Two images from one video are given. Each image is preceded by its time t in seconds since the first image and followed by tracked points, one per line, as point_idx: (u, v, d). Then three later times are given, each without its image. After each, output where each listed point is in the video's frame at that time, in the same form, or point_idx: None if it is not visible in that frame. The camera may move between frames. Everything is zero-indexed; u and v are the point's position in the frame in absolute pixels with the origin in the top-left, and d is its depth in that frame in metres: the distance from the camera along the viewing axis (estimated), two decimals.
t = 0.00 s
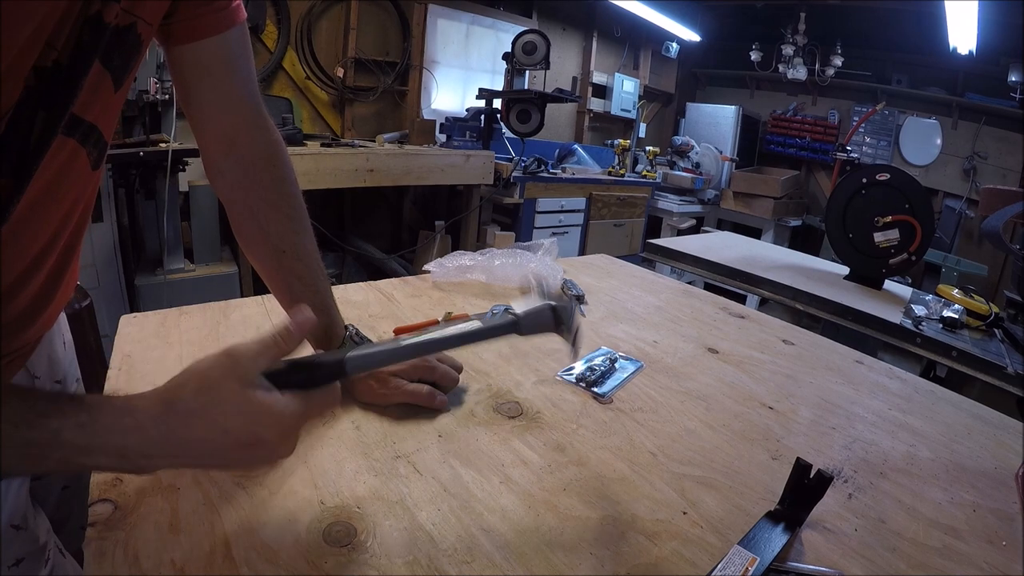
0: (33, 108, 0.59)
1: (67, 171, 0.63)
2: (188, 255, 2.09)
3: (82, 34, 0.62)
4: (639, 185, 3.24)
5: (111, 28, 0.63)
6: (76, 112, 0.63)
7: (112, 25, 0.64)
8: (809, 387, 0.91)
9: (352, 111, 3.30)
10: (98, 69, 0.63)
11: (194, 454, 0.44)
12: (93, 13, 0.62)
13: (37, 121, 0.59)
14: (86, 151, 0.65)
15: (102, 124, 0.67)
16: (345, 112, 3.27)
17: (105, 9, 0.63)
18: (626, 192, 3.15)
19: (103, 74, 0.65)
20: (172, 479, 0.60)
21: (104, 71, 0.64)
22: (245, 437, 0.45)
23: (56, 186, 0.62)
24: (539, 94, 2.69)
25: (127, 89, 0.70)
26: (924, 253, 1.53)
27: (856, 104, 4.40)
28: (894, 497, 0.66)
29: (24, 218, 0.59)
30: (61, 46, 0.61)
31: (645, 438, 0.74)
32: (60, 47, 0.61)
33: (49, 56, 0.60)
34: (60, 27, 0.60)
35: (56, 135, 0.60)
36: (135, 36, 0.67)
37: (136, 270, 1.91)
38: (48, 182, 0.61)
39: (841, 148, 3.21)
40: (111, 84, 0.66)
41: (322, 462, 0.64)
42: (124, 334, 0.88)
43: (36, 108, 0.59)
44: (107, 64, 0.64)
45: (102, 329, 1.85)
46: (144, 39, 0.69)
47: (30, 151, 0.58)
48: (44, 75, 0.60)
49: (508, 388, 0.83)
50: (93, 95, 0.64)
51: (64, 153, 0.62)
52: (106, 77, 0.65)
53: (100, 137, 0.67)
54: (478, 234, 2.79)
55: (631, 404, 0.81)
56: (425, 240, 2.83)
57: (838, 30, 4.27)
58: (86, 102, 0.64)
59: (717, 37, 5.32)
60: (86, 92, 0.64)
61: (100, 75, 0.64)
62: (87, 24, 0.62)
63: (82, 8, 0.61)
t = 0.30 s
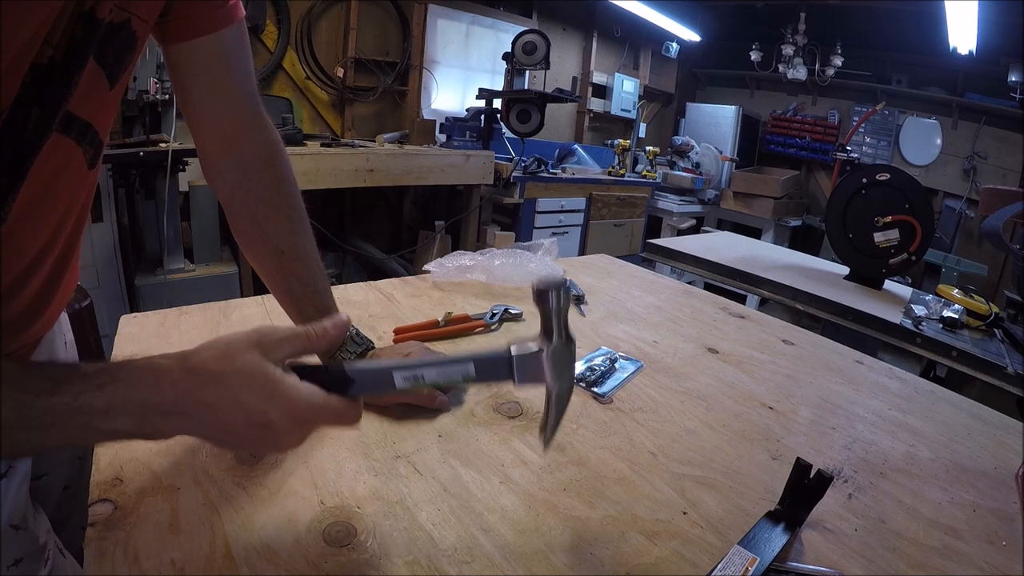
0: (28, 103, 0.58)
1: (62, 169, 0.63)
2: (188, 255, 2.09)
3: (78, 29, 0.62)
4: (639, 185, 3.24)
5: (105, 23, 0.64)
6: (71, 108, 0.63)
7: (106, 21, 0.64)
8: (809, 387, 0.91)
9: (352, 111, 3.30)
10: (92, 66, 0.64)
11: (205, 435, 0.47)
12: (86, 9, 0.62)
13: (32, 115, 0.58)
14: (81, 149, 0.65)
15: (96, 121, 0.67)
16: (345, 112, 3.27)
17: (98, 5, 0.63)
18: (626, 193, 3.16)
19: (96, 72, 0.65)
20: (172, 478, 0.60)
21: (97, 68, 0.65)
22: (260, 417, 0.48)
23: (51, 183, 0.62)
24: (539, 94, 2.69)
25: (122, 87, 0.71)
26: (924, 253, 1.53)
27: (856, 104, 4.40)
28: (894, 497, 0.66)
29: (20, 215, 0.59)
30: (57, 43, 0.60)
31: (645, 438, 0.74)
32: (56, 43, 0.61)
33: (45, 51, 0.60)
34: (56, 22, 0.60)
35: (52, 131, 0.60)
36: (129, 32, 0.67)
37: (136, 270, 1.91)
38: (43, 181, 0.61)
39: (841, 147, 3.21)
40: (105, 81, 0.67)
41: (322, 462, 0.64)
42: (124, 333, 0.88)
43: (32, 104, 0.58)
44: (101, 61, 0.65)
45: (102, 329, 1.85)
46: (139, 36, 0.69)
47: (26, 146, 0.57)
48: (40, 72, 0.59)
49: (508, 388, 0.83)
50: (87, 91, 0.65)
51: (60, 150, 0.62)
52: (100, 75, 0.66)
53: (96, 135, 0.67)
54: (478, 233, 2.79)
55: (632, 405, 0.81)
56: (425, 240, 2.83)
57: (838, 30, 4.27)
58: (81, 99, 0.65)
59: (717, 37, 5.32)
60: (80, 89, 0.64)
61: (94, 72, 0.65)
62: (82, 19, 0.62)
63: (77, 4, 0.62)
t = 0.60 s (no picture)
0: (26, 102, 0.58)
1: (64, 168, 0.63)
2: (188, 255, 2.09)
3: (77, 28, 0.62)
4: (639, 185, 3.24)
5: (104, 22, 0.64)
6: (71, 107, 0.63)
7: (105, 19, 0.65)
8: (809, 387, 0.91)
9: (352, 111, 3.30)
10: (92, 64, 0.64)
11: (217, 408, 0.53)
12: (85, 8, 0.64)
13: (33, 114, 0.58)
14: (82, 149, 0.65)
15: (97, 121, 0.67)
16: (345, 112, 3.28)
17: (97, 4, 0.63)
18: (626, 193, 3.16)
19: (96, 71, 0.65)
20: (173, 478, 0.60)
21: (97, 67, 0.65)
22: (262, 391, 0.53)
23: (52, 183, 0.62)
24: (539, 94, 2.69)
25: (122, 87, 0.71)
26: (924, 253, 1.53)
27: (856, 104, 4.40)
28: (894, 497, 0.66)
29: (22, 214, 0.58)
30: (57, 42, 0.62)
31: (645, 438, 0.74)
32: (56, 43, 0.62)
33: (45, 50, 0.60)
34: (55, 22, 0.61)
35: (53, 131, 0.60)
36: (128, 31, 0.67)
37: (137, 270, 1.91)
38: (44, 180, 0.61)
39: (841, 148, 3.21)
40: (104, 80, 0.67)
41: (322, 462, 0.64)
42: (124, 333, 0.88)
43: (32, 104, 0.59)
44: (100, 60, 0.65)
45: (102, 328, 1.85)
46: (140, 36, 0.70)
47: (26, 145, 0.57)
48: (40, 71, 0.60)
49: (508, 388, 0.83)
50: (87, 90, 0.65)
51: (62, 150, 0.62)
52: (100, 73, 0.66)
53: (97, 135, 0.67)
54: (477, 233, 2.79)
55: (632, 405, 0.81)
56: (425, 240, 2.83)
57: (838, 30, 4.27)
58: (82, 97, 0.65)
59: (717, 37, 5.32)
60: (80, 88, 0.64)
61: (93, 71, 0.65)
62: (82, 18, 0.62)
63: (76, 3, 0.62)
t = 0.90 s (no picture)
0: (31, 102, 0.58)
1: (66, 168, 0.63)
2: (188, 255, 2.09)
3: (80, 28, 0.62)
4: (639, 185, 3.24)
5: (107, 22, 0.64)
6: (74, 108, 0.63)
7: (108, 20, 0.65)
8: (809, 387, 0.91)
9: (352, 111, 3.30)
10: (95, 65, 0.64)
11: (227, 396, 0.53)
12: (89, 8, 0.62)
13: (35, 114, 0.58)
14: (84, 149, 0.65)
15: (100, 122, 0.67)
16: (345, 112, 3.28)
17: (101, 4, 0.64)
18: (626, 192, 3.15)
19: (99, 71, 0.66)
20: (173, 478, 0.60)
21: (100, 67, 0.65)
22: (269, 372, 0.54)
23: (56, 182, 0.62)
24: (539, 94, 2.69)
25: (125, 88, 0.71)
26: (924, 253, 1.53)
27: (856, 104, 4.40)
28: (894, 497, 0.66)
29: (25, 213, 0.58)
30: (60, 42, 0.60)
31: (645, 438, 0.74)
32: (59, 42, 0.60)
33: (48, 50, 0.60)
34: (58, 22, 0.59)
35: (54, 131, 0.60)
36: (130, 31, 0.68)
37: (137, 270, 1.91)
38: (48, 180, 0.61)
39: (841, 148, 3.21)
40: (107, 81, 0.67)
41: (322, 462, 0.64)
42: (125, 334, 0.88)
43: (35, 103, 0.59)
44: (103, 60, 0.65)
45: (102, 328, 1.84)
46: (142, 36, 0.70)
47: (28, 143, 0.57)
48: (44, 71, 0.60)
49: (508, 388, 0.83)
50: (90, 91, 0.65)
51: (64, 150, 0.62)
52: (103, 74, 0.66)
53: (100, 135, 0.67)
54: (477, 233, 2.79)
55: (632, 405, 0.81)
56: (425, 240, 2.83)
57: (838, 31, 4.27)
58: (85, 97, 0.65)
59: (717, 37, 5.32)
60: (82, 88, 0.64)
61: (96, 71, 0.65)
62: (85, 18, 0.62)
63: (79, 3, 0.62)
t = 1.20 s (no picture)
0: (33, 102, 0.58)
1: (66, 167, 0.63)
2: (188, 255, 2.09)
3: (81, 28, 0.61)
4: (639, 185, 3.24)
5: (108, 22, 0.65)
6: (73, 108, 0.63)
7: (108, 20, 0.65)
8: (808, 387, 0.91)
9: (352, 111, 3.30)
10: (94, 64, 0.65)
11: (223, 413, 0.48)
12: (89, 8, 0.62)
13: (36, 115, 0.58)
14: (85, 149, 0.65)
15: (99, 121, 0.67)
16: (345, 112, 3.28)
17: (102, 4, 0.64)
18: (626, 192, 3.15)
19: (98, 71, 0.66)
20: (173, 478, 0.60)
21: (99, 67, 0.66)
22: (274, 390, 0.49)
23: (57, 181, 0.62)
24: (539, 94, 2.69)
25: (124, 87, 0.71)
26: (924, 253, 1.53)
27: (857, 104, 4.39)
28: (894, 497, 0.66)
29: (25, 214, 0.58)
30: (60, 43, 0.60)
31: (645, 438, 0.74)
32: (59, 43, 0.60)
33: (49, 50, 0.59)
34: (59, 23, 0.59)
35: (54, 130, 0.60)
36: (130, 32, 0.68)
37: (137, 270, 1.91)
38: (48, 180, 0.61)
39: (841, 148, 3.21)
40: (107, 80, 0.67)
41: (322, 462, 0.64)
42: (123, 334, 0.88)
43: (36, 104, 0.58)
44: (102, 61, 0.65)
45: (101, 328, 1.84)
46: (142, 36, 0.70)
47: (30, 143, 0.57)
48: (44, 71, 0.59)
49: (508, 388, 0.83)
50: (89, 92, 0.65)
51: (64, 149, 0.62)
52: (102, 73, 0.66)
53: (100, 135, 0.68)
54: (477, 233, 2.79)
55: (632, 405, 0.81)
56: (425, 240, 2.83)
57: (839, 30, 4.26)
58: (83, 97, 0.65)
59: (717, 37, 5.32)
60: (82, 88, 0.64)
61: (95, 70, 0.65)
62: (86, 18, 0.62)
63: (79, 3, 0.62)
